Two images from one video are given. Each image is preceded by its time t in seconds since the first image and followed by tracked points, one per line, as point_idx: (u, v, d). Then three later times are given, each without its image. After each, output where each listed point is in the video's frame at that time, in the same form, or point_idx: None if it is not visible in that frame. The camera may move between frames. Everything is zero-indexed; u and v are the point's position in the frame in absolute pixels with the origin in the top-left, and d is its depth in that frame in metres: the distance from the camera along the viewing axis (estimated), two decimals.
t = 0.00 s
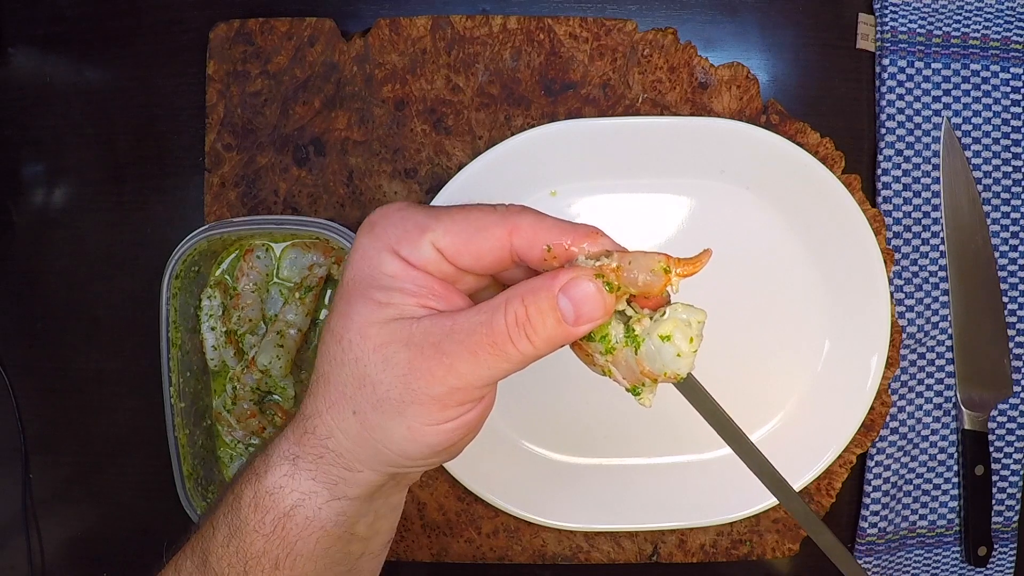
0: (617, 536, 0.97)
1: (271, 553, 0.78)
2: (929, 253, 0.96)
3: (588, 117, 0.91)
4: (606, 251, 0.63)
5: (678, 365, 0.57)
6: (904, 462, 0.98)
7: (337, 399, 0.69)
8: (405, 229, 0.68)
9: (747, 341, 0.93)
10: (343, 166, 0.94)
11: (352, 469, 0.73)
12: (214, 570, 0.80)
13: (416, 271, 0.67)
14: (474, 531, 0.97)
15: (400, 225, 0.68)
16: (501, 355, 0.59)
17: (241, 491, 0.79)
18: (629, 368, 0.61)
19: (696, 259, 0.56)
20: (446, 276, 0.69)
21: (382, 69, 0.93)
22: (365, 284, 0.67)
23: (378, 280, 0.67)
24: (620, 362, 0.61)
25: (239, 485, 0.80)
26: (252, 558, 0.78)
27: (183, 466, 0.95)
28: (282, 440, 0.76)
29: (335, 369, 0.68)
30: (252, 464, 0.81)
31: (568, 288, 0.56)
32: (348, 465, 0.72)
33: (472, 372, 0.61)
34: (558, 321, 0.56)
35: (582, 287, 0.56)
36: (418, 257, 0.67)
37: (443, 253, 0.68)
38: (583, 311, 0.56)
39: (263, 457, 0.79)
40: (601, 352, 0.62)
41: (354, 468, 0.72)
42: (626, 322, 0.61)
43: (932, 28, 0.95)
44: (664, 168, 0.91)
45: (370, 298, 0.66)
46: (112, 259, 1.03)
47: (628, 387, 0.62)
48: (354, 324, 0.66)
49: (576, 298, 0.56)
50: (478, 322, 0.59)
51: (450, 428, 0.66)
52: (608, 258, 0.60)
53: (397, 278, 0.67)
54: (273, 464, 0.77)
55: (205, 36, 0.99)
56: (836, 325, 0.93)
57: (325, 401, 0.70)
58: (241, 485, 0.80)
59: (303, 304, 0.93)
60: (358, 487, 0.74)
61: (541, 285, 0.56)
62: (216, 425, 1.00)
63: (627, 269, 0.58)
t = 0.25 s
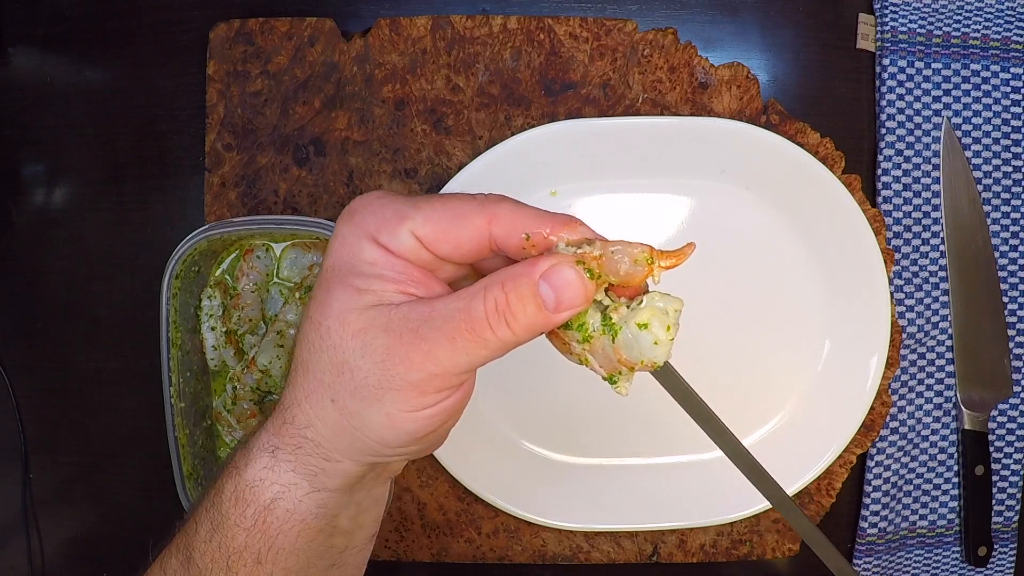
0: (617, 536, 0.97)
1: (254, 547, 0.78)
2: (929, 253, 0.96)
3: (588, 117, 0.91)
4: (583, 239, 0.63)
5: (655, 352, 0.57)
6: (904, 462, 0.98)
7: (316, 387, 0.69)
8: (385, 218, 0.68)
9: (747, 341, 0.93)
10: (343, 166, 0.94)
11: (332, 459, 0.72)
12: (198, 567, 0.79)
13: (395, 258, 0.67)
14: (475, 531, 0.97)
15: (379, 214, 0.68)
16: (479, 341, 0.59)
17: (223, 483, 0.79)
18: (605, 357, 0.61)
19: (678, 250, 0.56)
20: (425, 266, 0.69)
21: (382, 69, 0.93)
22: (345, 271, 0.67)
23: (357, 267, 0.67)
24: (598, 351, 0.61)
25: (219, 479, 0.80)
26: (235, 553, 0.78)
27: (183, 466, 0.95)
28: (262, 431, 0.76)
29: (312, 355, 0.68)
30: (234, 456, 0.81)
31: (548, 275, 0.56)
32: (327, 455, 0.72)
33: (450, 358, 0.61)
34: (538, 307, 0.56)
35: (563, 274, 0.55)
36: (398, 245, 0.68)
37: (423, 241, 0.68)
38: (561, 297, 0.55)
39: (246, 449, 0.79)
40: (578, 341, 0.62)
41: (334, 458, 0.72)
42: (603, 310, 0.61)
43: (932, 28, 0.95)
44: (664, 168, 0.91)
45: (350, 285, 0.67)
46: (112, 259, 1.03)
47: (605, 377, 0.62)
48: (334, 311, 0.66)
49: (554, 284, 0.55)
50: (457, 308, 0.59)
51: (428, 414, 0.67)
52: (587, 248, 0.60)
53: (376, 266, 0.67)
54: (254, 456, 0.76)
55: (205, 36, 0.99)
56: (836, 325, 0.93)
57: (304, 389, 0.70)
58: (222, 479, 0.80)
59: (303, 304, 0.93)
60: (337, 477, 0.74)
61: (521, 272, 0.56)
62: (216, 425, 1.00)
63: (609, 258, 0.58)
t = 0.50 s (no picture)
0: (617, 536, 0.97)
1: (257, 556, 0.77)
2: (929, 253, 0.96)
3: (588, 117, 0.91)
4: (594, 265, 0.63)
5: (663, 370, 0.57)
6: (904, 463, 0.98)
7: (324, 399, 0.68)
8: (397, 234, 0.69)
9: (747, 341, 0.93)
10: (343, 166, 0.94)
11: (338, 470, 0.72)
12: (201, 572, 0.80)
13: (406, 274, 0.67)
14: (475, 531, 0.97)
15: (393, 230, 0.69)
16: (491, 358, 0.59)
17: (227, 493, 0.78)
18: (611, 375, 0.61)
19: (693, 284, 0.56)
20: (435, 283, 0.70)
21: (382, 69, 0.93)
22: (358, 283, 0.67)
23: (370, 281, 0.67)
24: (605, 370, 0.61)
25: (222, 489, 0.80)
26: (237, 560, 0.78)
27: (183, 466, 0.95)
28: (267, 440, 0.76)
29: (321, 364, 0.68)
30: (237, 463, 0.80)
31: (560, 296, 0.55)
32: (334, 466, 0.72)
33: (461, 374, 0.60)
34: (549, 329, 0.56)
35: (576, 297, 0.55)
36: (409, 262, 0.68)
37: (433, 259, 0.69)
38: (573, 319, 0.55)
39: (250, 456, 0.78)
40: (586, 361, 0.62)
41: (340, 468, 0.72)
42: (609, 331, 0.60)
43: (932, 28, 0.95)
44: (664, 168, 0.91)
45: (361, 298, 0.67)
46: (112, 259, 1.03)
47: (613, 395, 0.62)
48: (344, 323, 0.66)
49: (567, 306, 0.55)
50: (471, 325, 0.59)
51: (439, 428, 0.66)
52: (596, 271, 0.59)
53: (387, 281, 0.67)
54: (258, 465, 0.76)
55: (205, 36, 0.99)
56: (836, 325, 0.93)
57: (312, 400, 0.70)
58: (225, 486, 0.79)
59: (303, 304, 0.93)
60: (343, 489, 0.74)
61: (534, 292, 0.56)
62: (216, 425, 1.00)
63: (624, 285, 0.58)
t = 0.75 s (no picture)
0: (617, 536, 0.97)
1: (279, 567, 0.77)
2: (929, 253, 0.96)
3: (588, 117, 0.91)
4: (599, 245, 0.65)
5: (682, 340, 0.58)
6: (904, 462, 0.98)
7: (350, 405, 0.68)
8: (405, 228, 0.69)
9: (747, 341, 0.93)
10: (343, 166, 0.94)
11: (367, 478, 0.72)
12: None
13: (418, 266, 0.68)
14: (475, 531, 0.97)
15: (398, 224, 0.70)
16: (517, 345, 0.59)
17: (251, 506, 0.78)
18: (627, 355, 0.60)
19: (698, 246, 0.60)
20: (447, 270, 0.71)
21: (382, 69, 0.93)
22: (370, 283, 0.67)
23: (384, 278, 0.67)
24: (622, 348, 0.61)
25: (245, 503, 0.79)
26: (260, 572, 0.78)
27: (183, 466, 0.95)
28: (290, 453, 0.76)
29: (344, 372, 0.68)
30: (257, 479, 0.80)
31: (579, 273, 0.56)
32: (363, 474, 0.72)
33: (487, 365, 0.61)
34: (573, 308, 0.56)
35: (597, 271, 0.56)
36: (420, 254, 0.69)
37: (444, 248, 0.70)
38: (593, 297, 0.56)
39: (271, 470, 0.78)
40: (601, 341, 0.61)
41: (369, 475, 0.72)
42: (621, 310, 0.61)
43: (932, 28, 0.95)
44: (664, 168, 0.91)
45: (376, 298, 0.67)
46: (112, 259, 1.03)
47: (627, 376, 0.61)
48: (363, 327, 0.66)
49: (588, 287, 0.55)
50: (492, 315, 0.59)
51: (470, 419, 0.66)
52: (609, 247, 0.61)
53: (400, 276, 0.67)
54: (282, 479, 0.76)
55: (205, 36, 0.99)
56: (836, 325, 0.93)
57: (337, 410, 0.70)
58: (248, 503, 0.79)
59: (303, 304, 0.93)
60: (372, 496, 0.74)
61: (554, 273, 0.56)
62: (216, 425, 1.00)
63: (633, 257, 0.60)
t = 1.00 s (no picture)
0: (617, 536, 0.97)
1: (276, 563, 0.76)
2: (929, 253, 0.96)
3: (588, 117, 0.91)
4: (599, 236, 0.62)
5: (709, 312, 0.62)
6: (904, 463, 0.98)
7: (335, 398, 0.68)
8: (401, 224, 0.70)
9: (748, 342, 0.93)
10: (343, 166, 0.94)
11: (353, 474, 0.71)
12: None
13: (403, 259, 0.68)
14: (475, 531, 0.97)
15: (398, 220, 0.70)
16: (465, 338, 0.58)
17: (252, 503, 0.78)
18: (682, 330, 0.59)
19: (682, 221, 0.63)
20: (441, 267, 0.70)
21: (382, 69, 0.93)
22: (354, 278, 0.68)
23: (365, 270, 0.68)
24: (680, 323, 0.59)
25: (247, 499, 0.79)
26: (256, 568, 0.76)
27: (183, 466, 0.95)
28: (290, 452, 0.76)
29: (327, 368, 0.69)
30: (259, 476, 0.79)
31: (510, 264, 0.54)
32: (349, 469, 0.71)
33: (441, 359, 0.60)
34: (507, 301, 0.55)
35: (518, 261, 0.54)
36: (419, 249, 0.69)
37: (444, 243, 0.70)
38: (523, 280, 0.54)
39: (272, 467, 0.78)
40: (658, 324, 0.57)
41: (356, 472, 0.71)
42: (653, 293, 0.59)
43: (932, 28, 0.95)
44: (664, 168, 0.91)
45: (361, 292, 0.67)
46: (112, 259, 1.03)
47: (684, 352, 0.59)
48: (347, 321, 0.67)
49: (516, 272, 0.54)
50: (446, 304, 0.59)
51: (438, 415, 0.65)
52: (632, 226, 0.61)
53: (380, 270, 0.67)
54: (280, 473, 0.75)
55: (205, 36, 0.99)
56: (836, 325, 0.93)
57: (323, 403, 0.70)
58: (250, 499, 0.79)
59: (303, 304, 0.93)
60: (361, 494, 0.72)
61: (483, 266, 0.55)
62: (216, 425, 1.00)
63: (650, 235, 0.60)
